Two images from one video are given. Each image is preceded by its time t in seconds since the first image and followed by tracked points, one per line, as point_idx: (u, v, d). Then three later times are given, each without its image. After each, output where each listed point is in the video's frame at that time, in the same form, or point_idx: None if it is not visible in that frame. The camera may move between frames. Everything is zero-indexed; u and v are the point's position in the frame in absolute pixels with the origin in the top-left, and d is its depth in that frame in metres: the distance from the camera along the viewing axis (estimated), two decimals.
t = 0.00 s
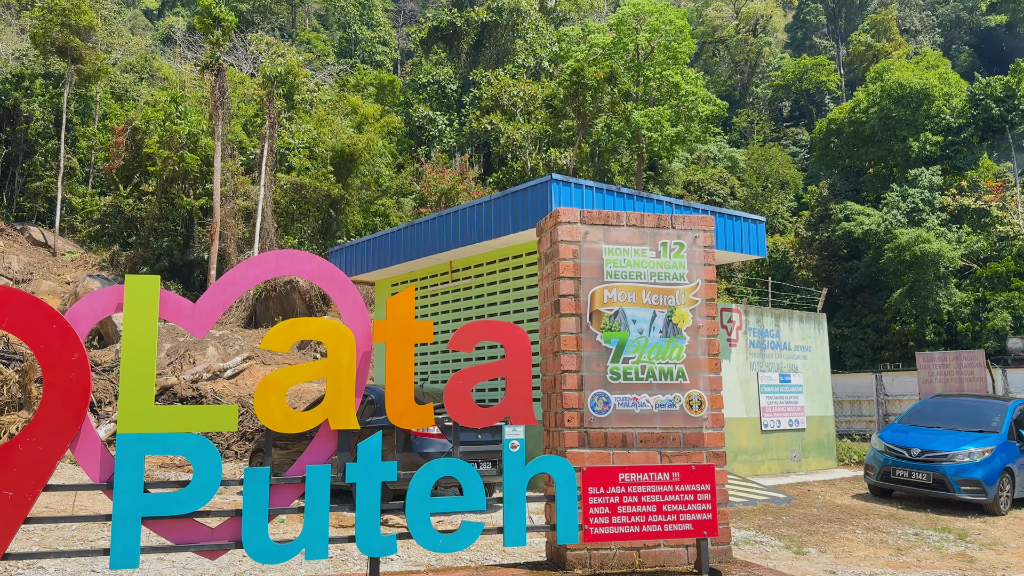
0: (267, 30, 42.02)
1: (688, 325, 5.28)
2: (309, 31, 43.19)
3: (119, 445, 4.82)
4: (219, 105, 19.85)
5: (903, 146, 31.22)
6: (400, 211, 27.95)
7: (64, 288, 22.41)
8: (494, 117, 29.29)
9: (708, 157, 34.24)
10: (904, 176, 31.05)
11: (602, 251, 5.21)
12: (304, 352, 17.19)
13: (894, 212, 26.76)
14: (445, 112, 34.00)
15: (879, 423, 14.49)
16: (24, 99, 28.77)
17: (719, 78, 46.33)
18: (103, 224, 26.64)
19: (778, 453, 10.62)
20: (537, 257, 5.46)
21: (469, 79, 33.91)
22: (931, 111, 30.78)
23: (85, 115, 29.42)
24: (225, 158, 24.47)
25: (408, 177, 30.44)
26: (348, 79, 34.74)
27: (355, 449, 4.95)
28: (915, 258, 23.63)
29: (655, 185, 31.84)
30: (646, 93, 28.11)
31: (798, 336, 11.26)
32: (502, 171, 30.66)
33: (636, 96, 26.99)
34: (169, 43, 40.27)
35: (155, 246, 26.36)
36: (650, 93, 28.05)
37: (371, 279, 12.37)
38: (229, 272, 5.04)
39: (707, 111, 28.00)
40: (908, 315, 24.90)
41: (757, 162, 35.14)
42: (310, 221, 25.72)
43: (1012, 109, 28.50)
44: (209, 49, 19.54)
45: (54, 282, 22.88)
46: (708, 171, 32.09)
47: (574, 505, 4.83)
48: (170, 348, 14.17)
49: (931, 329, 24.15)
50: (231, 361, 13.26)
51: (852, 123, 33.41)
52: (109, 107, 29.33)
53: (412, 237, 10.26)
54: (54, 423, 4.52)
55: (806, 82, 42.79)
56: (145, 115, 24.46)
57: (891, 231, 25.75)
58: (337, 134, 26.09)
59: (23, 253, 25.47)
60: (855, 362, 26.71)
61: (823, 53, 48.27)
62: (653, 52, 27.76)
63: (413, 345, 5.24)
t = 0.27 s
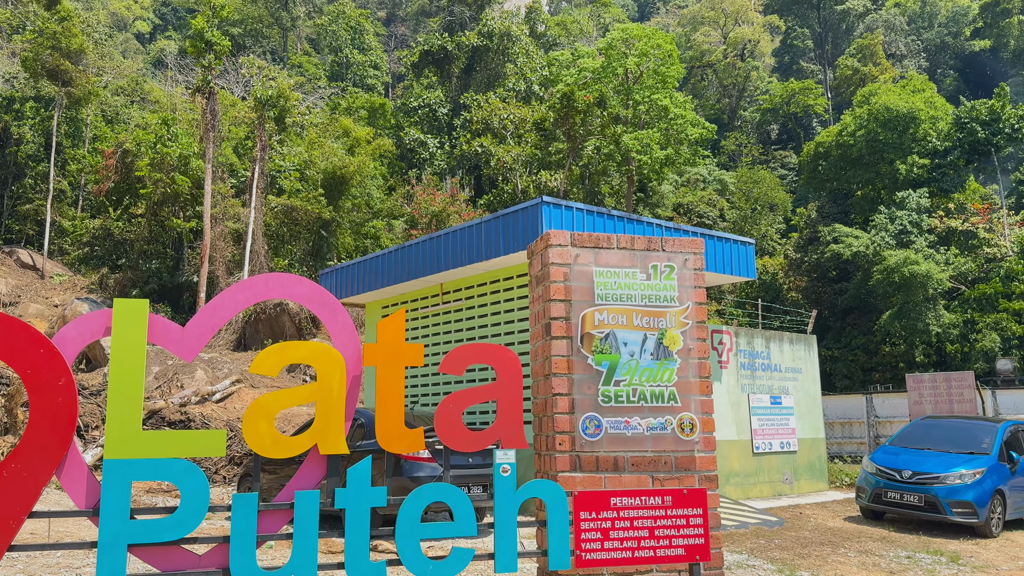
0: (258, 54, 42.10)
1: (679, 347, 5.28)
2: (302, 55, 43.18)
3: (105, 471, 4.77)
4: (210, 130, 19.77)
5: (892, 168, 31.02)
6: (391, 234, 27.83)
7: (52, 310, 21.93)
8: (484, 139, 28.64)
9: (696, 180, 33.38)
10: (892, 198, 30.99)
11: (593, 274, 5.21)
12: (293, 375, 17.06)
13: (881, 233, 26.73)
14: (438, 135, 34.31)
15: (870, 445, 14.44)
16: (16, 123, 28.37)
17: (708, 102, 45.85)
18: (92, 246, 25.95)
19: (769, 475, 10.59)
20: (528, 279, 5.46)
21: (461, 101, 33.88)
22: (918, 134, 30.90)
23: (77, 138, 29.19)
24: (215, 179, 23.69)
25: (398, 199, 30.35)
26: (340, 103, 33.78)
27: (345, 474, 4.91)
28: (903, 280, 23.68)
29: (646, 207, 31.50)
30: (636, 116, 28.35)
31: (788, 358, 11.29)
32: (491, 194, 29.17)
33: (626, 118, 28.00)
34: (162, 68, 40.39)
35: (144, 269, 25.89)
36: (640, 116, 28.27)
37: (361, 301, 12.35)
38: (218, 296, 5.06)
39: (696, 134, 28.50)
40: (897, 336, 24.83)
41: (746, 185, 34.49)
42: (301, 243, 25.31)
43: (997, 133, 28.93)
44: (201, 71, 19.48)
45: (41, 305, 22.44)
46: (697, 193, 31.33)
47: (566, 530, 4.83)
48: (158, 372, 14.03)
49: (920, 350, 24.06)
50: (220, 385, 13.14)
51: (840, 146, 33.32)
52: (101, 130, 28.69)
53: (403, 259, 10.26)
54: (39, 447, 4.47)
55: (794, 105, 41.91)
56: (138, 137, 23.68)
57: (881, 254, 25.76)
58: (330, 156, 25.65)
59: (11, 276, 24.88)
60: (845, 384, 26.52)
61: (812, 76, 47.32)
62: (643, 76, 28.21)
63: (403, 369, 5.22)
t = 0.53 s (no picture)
0: (252, 77, 42.04)
1: (673, 369, 5.28)
2: (296, 79, 43.10)
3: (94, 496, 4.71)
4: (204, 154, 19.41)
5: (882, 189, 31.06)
6: (384, 255, 27.57)
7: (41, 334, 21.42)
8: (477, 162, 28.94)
9: (688, 203, 33.67)
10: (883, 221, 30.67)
11: (587, 295, 5.21)
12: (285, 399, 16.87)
13: (873, 254, 26.45)
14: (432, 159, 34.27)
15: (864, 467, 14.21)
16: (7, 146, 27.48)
17: (699, 125, 45.25)
18: (83, 268, 25.77)
19: (764, 497, 10.53)
20: (522, 300, 5.46)
21: (455, 124, 33.96)
22: (908, 156, 30.70)
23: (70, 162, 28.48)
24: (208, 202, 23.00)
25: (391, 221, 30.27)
26: (335, 126, 34.61)
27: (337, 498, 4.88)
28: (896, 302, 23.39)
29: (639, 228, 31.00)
30: (628, 139, 28.04)
31: (781, 379, 11.31)
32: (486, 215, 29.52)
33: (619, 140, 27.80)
34: (157, 91, 40.46)
35: (136, 291, 25.39)
36: (632, 138, 27.97)
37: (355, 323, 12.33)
38: (210, 318, 5.06)
39: (688, 156, 28.26)
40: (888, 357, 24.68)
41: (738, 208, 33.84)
42: (293, 265, 24.38)
43: (986, 156, 28.44)
44: (195, 95, 19.15)
45: (32, 327, 22.10)
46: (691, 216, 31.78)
47: (561, 554, 4.79)
48: (149, 395, 13.87)
49: (913, 371, 23.77)
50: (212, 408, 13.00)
51: (830, 168, 33.27)
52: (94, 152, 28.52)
53: (396, 281, 10.26)
54: (28, 472, 4.42)
55: (785, 128, 42.18)
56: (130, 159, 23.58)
57: (872, 274, 25.65)
58: (322, 177, 25.35)
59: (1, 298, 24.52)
60: (839, 406, 26.27)
61: (803, 99, 46.72)
62: (635, 99, 27.79)
63: (396, 392, 5.20)
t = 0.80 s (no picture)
0: (249, 100, 41.21)
1: (670, 391, 5.27)
2: (292, 101, 42.30)
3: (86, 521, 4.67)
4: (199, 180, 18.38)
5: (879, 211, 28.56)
6: (380, 276, 25.71)
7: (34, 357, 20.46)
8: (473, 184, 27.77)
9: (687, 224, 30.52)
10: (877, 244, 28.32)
11: (583, 317, 5.21)
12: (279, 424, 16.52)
13: (868, 275, 24.60)
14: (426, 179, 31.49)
15: (861, 489, 13.65)
16: None
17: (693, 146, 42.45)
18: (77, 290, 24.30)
19: (761, 520, 10.46)
20: (518, 322, 5.45)
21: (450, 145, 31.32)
22: (901, 178, 28.36)
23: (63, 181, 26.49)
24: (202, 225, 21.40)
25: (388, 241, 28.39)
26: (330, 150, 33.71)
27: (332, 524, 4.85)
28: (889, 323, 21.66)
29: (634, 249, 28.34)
30: (621, 161, 25.69)
31: (777, 401, 11.29)
32: (482, 237, 28.21)
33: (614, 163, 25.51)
34: (152, 114, 40.32)
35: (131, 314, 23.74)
36: (625, 161, 25.72)
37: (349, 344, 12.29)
38: (206, 341, 5.05)
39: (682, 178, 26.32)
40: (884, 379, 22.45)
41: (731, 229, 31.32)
42: (289, 287, 23.24)
43: (978, 177, 26.39)
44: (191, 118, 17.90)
45: (25, 350, 21.14)
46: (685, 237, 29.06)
47: None
48: (142, 419, 13.58)
49: (909, 394, 21.85)
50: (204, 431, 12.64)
51: (823, 190, 30.69)
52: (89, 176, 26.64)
53: (391, 303, 10.24)
54: (20, 498, 4.38)
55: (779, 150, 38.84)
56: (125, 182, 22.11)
57: (866, 296, 23.62)
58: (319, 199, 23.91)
59: None
60: (835, 428, 24.07)
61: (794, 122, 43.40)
62: (629, 121, 25.43)
63: (392, 415, 5.18)
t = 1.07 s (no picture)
0: (248, 123, 40.83)
1: (669, 414, 5.26)
2: (290, 125, 41.65)
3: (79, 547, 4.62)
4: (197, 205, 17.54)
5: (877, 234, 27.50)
6: (376, 299, 24.66)
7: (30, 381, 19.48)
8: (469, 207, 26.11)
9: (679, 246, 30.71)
10: (873, 265, 27.55)
11: (581, 339, 5.20)
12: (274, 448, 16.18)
13: (864, 296, 23.68)
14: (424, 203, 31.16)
15: (861, 512, 13.57)
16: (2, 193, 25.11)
17: (688, 169, 40.65)
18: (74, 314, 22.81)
19: (761, 544, 10.36)
20: (516, 344, 5.44)
21: (447, 169, 31.12)
22: (896, 201, 27.62)
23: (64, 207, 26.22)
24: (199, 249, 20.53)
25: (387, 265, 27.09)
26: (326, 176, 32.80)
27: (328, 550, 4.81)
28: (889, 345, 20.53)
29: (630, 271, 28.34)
30: (619, 183, 25.15)
31: (776, 424, 11.26)
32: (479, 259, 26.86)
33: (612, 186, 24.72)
34: (149, 137, 40.10)
35: (127, 337, 22.13)
36: (622, 184, 25.12)
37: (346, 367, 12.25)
38: (202, 364, 5.06)
39: (679, 201, 25.19)
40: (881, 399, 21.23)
41: (727, 250, 30.36)
42: (286, 308, 22.18)
43: (974, 199, 25.51)
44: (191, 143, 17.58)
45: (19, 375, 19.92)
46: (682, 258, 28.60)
47: None
48: (136, 442, 13.33)
49: (907, 415, 20.49)
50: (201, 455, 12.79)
51: (819, 211, 29.58)
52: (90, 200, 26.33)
53: (389, 325, 10.23)
54: (12, 524, 4.33)
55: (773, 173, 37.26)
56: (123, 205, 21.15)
57: (864, 317, 22.64)
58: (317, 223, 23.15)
59: None
60: (833, 450, 22.67)
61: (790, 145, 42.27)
62: (625, 145, 25.11)
63: (389, 438, 5.14)
